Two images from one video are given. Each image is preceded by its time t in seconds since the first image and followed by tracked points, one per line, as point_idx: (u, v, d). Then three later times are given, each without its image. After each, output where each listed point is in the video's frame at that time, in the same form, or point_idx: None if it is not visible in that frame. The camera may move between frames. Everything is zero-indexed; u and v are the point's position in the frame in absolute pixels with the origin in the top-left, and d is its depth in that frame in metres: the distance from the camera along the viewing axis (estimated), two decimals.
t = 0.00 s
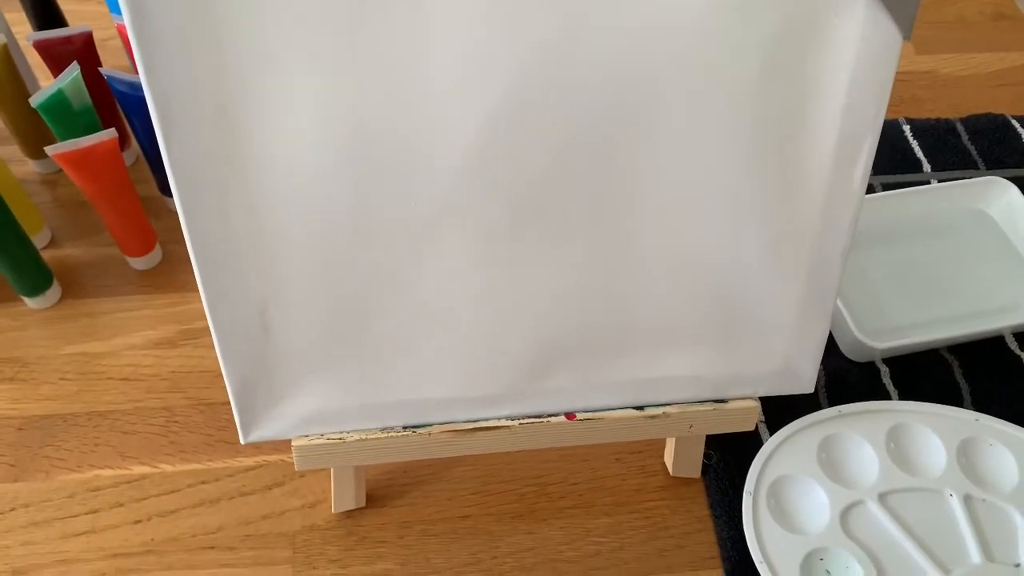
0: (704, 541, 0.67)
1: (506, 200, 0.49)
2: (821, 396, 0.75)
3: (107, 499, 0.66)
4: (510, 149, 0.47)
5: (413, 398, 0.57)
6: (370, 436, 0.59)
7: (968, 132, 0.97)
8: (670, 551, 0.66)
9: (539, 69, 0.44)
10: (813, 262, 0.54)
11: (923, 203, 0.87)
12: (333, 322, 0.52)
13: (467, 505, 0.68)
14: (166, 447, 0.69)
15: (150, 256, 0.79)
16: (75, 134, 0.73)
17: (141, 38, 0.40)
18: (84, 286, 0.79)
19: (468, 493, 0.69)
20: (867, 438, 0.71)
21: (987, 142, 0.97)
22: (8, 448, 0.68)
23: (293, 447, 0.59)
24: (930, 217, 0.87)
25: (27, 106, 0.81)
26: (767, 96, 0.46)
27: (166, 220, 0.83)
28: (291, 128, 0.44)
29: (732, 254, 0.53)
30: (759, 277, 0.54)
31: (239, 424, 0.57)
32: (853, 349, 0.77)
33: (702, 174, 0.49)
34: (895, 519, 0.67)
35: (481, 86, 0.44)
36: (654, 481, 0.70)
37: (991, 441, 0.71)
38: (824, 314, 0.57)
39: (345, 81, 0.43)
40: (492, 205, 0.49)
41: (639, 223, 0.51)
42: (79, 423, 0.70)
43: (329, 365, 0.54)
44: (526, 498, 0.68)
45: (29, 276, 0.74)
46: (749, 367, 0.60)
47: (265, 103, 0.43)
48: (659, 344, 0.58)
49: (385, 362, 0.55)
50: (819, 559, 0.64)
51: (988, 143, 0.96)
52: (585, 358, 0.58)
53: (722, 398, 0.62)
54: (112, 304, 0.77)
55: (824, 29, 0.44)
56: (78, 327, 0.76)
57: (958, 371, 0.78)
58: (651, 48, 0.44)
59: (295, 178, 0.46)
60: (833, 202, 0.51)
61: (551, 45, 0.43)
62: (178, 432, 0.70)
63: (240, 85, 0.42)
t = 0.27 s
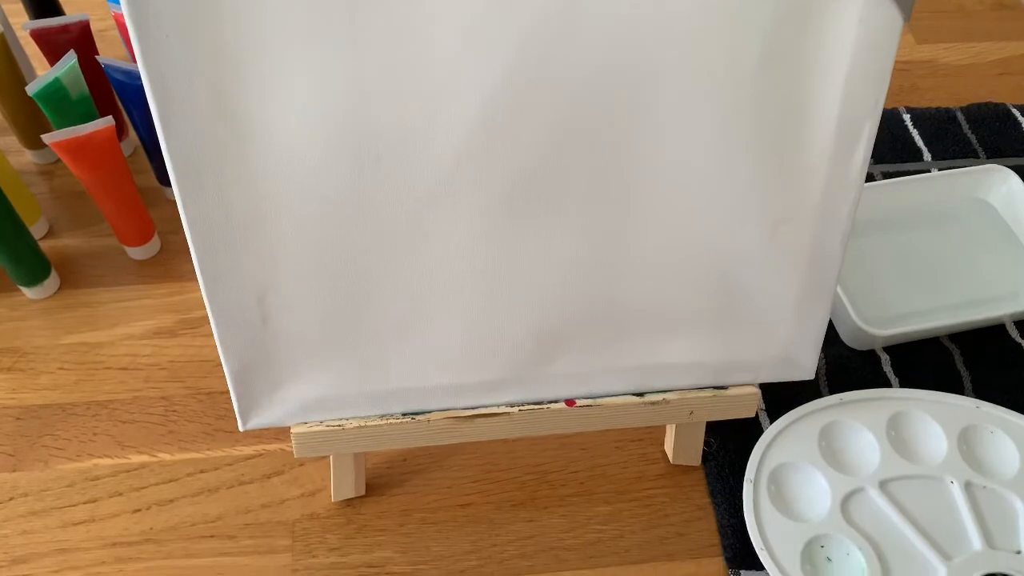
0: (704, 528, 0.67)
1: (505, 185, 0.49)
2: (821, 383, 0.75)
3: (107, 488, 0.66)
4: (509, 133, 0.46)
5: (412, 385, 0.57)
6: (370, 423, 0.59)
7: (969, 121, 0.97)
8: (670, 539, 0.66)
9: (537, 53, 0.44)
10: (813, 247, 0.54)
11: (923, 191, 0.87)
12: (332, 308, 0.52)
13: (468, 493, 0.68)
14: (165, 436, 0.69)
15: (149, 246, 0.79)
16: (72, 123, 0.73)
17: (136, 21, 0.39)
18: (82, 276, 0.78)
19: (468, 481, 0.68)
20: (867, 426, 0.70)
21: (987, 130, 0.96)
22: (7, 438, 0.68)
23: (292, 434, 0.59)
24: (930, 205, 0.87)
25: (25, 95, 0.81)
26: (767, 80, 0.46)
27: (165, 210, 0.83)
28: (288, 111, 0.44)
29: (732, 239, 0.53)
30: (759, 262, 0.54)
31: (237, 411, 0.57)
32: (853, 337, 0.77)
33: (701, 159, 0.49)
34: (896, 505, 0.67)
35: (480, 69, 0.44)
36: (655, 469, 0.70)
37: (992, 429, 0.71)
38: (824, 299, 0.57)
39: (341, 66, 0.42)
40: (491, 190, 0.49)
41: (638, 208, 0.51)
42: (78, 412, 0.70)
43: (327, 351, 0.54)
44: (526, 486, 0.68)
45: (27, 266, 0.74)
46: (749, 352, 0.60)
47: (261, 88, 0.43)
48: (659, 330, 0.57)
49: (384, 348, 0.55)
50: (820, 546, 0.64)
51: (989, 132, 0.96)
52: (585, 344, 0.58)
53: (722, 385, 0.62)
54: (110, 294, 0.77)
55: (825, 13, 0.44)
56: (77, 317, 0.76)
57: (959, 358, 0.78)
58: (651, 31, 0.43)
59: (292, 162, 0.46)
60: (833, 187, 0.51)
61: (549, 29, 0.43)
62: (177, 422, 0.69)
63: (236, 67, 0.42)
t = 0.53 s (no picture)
0: (716, 516, 0.66)
1: (517, 167, 0.48)
2: (833, 369, 0.74)
3: (112, 479, 0.65)
4: (523, 114, 0.46)
5: (421, 371, 0.56)
6: (380, 410, 0.58)
7: (978, 106, 0.96)
8: (682, 526, 0.65)
9: (551, 31, 0.42)
10: (828, 229, 0.53)
11: (932, 175, 0.86)
12: (340, 293, 0.51)
13: (477, 481, 0.67)
14: (170, 426, 0.68)
15: (152, 235, 0.78)
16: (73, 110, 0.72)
17: None
18: (85, 265, 0.78)
19: (477, 470, 0.68)
20: (880, 412, 0.70)
21: (996, 115, 0.95)
22: (10, 429, 0.67)
23: (301, 422, 0.58)
24: (940, 190, 0.86)
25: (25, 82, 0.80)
26: (785, 58, 0.45)
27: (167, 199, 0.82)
28: (296, 92, 0.43)
29: (747, 221, 0.52)
30: (774, 245, 0.53)
31: (245, 399, 0.56)
32: (864, 323, 0.77)
33: (717, 139, 0.48)
34: (910, 492, 0.66)
35: (492, 49, 0.43)
36: (665, 457, 0.69)
37: (1006, 414, 0.70)
38: (839, 282, 0.56)
39: (351, 45, 0.41)
40: (503, 172, 0.48)
41: (653, 190, 0.50)
42: (81, 403, 0.69)
43: (336, 337, 0.53)
44: (536, 474, 0.68)
45: (30, 255, 0.73)
46: (763, 337, 0.59)
47: (269, 68, 0.42)
48: (671, 314, 0.57)
49: (393, 334, 0.54)
50: (834, 533, 0.64)
51: (998, 117, 0.95)
52: (597, 329, 0.57)
53: (736, 369, 0.61)
54: (113, 283, 0.76)
55: None
56: (80, 307, 0.75)
57: (971, 344, 0.77)
58: (667, 8, 0.42)
59: (301, 144, 0.45)
60: (849, 167, 0.50)
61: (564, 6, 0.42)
62: (182, 412, 0.69)
63: (244, 47, 0.41)
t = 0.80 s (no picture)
0: (714, 506, 0.66)
1: (512, 158, 0.47)
2: (830, 358, 0.74)
3: (105, 475, 0.64)
4: (517, 104, 0.45)
5: (416, 364, 0.56)
6: (374, 404, 0.58)
7: (973, 92, 0.96)
8: (680, 517, 0.65)
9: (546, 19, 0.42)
10: (825, 218, 0.53)
11: (929, 163, 0.86)
12: (333, 286, 0.51)
13: (473, 474, 0.67)
14: (164, 422, 0.67)
15: (143, 229, 0.77)
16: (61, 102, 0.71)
17: None
18: (75, 260, 0.77)
19: (474, 462, 0.67)
20: (878, 401, 0.69)
21: (992, 102, 0.95)
22: (2, 426, 0.67)
23: (294, 416, 0.57)
24: (936, 177, 0.85)
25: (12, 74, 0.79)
26: (783, 46, 0.44)
27: (158, 193, 0.81)
28: (286, 81, 0.42)
29: (745, 211, 0.51)
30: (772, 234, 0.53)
31: (239, 393, 0.55)
32: (862, 312, 0.76)
33: (714, 128, 0.47)
34: (908, 480, 0.66)
35: (486, 39, 0.42)
36: (662, 448, 0.69)
37: (1003, 402, 0.70)
38: (837, 271, 0.55)
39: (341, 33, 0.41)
40: (498, 163, 0.47)
41: (650, 180, 0.49)
42: (74, 399, 0.68)
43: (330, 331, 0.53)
44: (533, 466, 0.67)
45: (19, 250, 0.72)
46: (760, 326, 0.59)
47: (258, 57, 0.41)
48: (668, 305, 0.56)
49: (388, 327, 0.53)
50: (832, 523, 0.63)
51: (994, 104, 0.95)
52: (593, 320, 0.56)
53: (733, 359, 0.61)
54: (104, 278, 0.76)
55: None
56: (71, 302, 0.74)
57: (968, 332, 0.77)
58: None
59: (292, 135, 0.44)
60: (847, 155, 0.50)
61: None
62: (176, 407, 0.68)
63: (232, 36, 0.40)
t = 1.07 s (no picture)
0: (700, 490, 0.65)
1: (490, 136, 0.46)
2: (817, 339, 0.74)
3: (82, 466, 0.63)
4: (493, 80, 0.44)
5: (396, 349, 0.55)
6: (354, 390, 0.57)
7: (959, 73, 0.95)
8: (666, 501, 0.64)
9: None
10: (811, 196, 0.52)
11: (915, 143, 0.85)
12: (309, 270, 0.49)
13: (457, 460, 0.66)
14: (141, 411, 0.66)
15: (119, 217, 0.76)
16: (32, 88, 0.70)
17: None
18: (50, 248, 0.75)
19: (458, 449, 0.66)
20: (865, 382, 0.69)
21: (978, 82, 0.94)
22: None
23: (272, 403, 0.56)
24: (923, 157, 0.85)
25: None
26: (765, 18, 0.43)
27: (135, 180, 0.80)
28: (255, 56, 0.41)
29: (728, 189, 0.50)
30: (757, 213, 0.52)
31: (215, 380, 0.54)
32: (849, 293, 0.75)
33: (696, 104, 0.46)
34: (896, 462, 0.65)
35: (460, 12, 0.41)
36: (648, 432, 0.68)
37: (990, 381, 0.70)
38: (822, 250, 0.55)
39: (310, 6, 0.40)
40: (476, 142, 0.46)
41: (632, 158, 0.48)
42: (50, 389, 0.67)
43: (307, 315, 0.52)
44: (518, 452, 0.66)
45: None
46: (745, 307, 0.58)
47: (225, 31, 0.40)
48: (653, 286, 0.55)
49: (367, 311, 0.52)
50: (819, 505, 0.63)
51: (980, 84, 0.94)
52: (576, 303, 0.55)
53: (718, 340, 0.60)
54: (80, 267, 0.74)
55: None
56: (46, 291, 0.73)
57: (955, 312, 0.76)
58: None
59: (263, 111, 0.43)
60: (831, 131, 0.49)
61: None
62: (154, 396, 0.67)
63: (198, 9, 0.39)
